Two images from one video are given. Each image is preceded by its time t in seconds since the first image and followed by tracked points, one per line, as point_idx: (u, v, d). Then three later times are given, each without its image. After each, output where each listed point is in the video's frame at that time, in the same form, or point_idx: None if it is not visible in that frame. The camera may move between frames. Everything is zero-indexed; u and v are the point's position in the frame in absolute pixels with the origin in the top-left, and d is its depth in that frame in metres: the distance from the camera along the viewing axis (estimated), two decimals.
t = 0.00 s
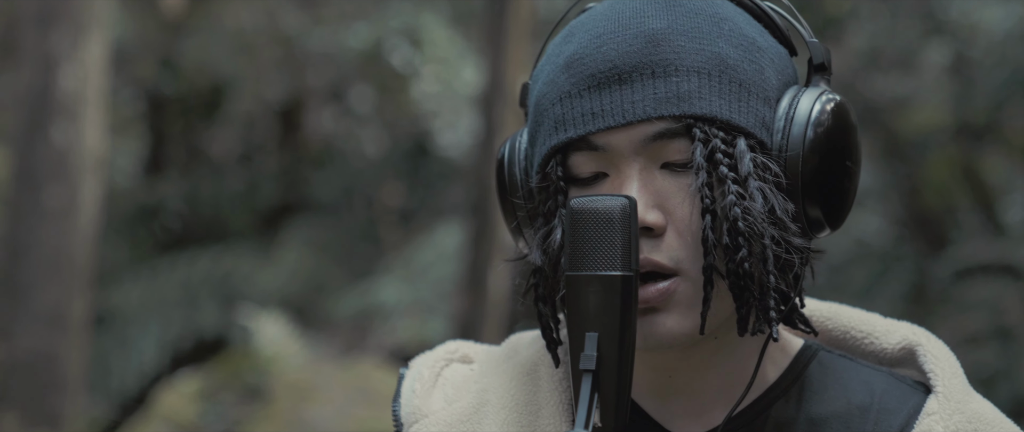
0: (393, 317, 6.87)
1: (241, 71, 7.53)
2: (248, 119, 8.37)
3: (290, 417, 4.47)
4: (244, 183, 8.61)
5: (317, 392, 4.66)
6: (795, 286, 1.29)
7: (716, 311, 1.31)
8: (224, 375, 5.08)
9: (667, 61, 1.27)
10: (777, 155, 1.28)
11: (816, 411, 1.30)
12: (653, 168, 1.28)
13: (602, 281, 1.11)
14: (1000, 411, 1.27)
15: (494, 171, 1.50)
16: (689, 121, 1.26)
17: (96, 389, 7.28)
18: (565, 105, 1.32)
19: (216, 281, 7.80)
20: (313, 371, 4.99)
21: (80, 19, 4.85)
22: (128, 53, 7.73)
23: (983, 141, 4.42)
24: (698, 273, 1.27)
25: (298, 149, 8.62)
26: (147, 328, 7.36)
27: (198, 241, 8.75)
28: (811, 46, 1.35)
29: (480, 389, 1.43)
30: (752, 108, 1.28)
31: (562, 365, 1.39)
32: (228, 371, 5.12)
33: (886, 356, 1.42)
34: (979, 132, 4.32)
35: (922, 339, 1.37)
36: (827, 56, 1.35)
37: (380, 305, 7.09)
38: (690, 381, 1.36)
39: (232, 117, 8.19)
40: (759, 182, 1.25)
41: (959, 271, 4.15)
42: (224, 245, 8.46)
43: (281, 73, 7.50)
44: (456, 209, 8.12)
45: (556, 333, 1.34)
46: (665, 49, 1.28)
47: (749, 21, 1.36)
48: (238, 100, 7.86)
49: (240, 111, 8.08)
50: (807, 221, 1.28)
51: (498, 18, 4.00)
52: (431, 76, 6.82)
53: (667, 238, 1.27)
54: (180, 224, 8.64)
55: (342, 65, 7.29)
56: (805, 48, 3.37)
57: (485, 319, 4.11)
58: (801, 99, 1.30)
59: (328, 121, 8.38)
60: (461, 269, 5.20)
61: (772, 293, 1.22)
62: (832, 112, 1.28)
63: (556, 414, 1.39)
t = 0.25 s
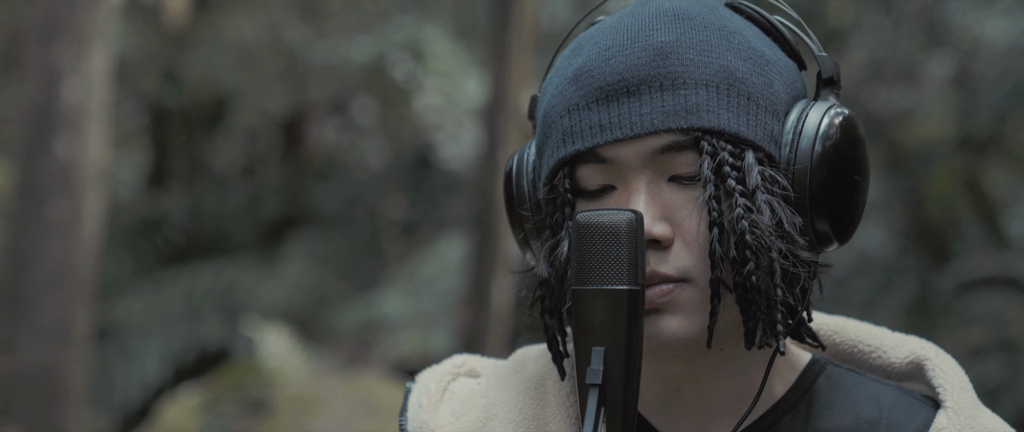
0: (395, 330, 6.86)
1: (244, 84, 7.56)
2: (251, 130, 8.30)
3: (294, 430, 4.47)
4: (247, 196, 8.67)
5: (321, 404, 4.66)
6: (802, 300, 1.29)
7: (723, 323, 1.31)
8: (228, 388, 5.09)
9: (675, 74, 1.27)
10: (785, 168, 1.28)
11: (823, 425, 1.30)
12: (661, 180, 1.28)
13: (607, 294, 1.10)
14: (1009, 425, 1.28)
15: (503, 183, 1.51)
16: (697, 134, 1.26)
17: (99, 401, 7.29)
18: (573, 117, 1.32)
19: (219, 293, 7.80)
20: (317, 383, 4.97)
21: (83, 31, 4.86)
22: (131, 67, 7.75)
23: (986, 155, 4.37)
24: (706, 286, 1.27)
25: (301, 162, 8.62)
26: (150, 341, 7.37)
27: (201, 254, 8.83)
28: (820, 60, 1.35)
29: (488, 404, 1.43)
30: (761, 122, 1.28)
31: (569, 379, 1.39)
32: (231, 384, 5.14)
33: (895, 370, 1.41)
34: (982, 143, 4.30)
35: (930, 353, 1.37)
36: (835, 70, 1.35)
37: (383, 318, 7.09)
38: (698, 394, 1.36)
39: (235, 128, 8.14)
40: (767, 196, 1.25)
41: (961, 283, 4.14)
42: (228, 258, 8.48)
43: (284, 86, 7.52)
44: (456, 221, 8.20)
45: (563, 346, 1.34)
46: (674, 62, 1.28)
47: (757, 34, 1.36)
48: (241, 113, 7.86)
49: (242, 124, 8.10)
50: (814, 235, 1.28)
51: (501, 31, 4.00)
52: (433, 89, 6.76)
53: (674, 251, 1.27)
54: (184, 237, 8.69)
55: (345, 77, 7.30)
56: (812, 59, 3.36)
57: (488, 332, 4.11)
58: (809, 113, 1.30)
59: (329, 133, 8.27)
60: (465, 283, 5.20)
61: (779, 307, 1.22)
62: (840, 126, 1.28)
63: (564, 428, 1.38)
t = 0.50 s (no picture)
0: (396, 331, 6.86)
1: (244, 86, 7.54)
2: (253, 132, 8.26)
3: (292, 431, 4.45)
4: (248, 198, 8.65)
5: (320, 405, 4.64)
6: (807, 293, 1.28)
7: (728, 316, 1.30)
8: (227, 389, 5.06)
9: (680, 65, 1.26)
10: (791, 160, 1.27)
11: (828, 421, 1.29)
12: (666, 172, 1.27)
13: (609, 286, 1.09)
14: (1015, 422, 1.27)
15: (504, 176, 1.49)
16: (703, 125, 1.25)
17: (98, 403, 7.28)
18: (578, 108, 1.31)
19: (220, 296, 7.79)
20: (318, 385, 4.94)
21: (82, 33, 4.86)
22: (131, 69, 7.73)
23: (987, 155, 4.38)
24: (711, 278, 1.26)
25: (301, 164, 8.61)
26: (149, 343, 7.35)
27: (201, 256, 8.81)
28: (826, 53, 1.34)
29: (489, 398, 1.42)
30: (766, 113, 1.27)
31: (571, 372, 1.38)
32: (231, 385, 5.13)
33: (899, 365, 1.41)
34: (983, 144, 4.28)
35: (935, 349, 1.36)
36: (841, 62, 1.34)
37: (383, 320, 7.10)
38: (702, 388, 1.35)
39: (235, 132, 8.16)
40: (773, 187, 1.24)
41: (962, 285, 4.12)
42: (228, 260, 8.47)
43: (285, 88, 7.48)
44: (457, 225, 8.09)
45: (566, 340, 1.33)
46: (679, 52, 1.27)
47: (763, 26, 1.35)
48: (241, 115, 7.83)
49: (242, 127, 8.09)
50: (820, 227, 1.27)
51: (501, 31, 3.98)
52: (433, 91, 6.81)
53: (679, 243, 1.26)
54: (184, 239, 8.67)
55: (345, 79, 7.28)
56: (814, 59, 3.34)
57: (488, 333, 4.09)
58: (815, 105, 1.29)
59: (329, 135, 8.19)
60: (465, 284, 5.19)
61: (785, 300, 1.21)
62: (846, 118, 1.27)
63: (566, 422, 1.38)
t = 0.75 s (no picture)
0: (398, 331, 6.84)
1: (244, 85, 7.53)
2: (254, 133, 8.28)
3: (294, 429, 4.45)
4: (249, 197, 8.63)
5: (322, 405, 4.63)
6: (810, 287, 1.27)
7: (732, 311, 1.29)
8: (228, 388, 5.06)
9: (683, 58, 1.25)
10: (795, 154, 1.26)
11: (833, 418, 1.28)
12: (668, 166, 1.26)
13: (613, 279, 1.09)
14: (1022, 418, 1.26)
15: (505, 171, 1.49)
16: (706, 119, 1.25)
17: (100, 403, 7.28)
18: (579, 102, 1.30)
19: (221, 296, 7.78)
20: (318, 385, 4.93)
21: (82, 31, 4.84)
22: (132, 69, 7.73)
23: (989, 155, 4.35)
24: (714, 273, 1.25)
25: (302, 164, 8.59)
26: (149, 343, 7.35)
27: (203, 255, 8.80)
28: (828, 45, 1.33)
29: (490, 394, 1.42)
30: (769, 106, 1.26)
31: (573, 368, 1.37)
32: (232, 384, 5.12)
33: (903, 361, 1.40)
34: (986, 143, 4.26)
35: (939, 344, 1.35)
36: (844, 55, 1.33)
37: (384, 320, 7.07)
38: (705, 384, 1.34)
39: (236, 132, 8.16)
40: (776, 181, 1.23)
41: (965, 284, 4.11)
42: (229, 260, 8.46)
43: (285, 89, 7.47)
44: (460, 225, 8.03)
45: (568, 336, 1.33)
46: (681, 45, 1.26)
47: (765, 19, 1.34)
48: (241, 114, 7.82)
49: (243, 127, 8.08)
50: (824, 221, 1.26)
51: (503, 30, 3.97)
52: (434, 91, 6.79)
53: (682, 238, 1.25)
54: (186, 239, 8.67)
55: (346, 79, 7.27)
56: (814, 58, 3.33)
57: (489, 332, 4.08)
58: (818, 97, 1.28)
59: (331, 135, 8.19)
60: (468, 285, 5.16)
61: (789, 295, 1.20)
62: (850, 111, 1.26)
63: (569, 418, 1.37)
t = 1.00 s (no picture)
0: (400, 335, 6.84)
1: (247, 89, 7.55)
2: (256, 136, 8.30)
3: None
4: (252, 200, 8.63)
5: (324, 408, 4.62)
6: (812, 297, 1.27)
7: (734, 322, 1.29)
8: (230, 392, 5.06)
9: (681, 70, 1.25)
10: (795, 164, 1.26)
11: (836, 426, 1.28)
12: (668, 178, 1.26)
13: (614, 288, 1.08)
14: None
15: (505, 180, 1.49)
16: (705, 131, 1.24)
17: (103, 407, 7.29)
18: (577, 115, 1.30)
19: (224, 300, 7.79)
20: (319, 389, 4.91)
21: (85, 36, 4.85)
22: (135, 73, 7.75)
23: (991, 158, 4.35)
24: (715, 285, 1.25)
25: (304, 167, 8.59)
26: (152, 346, 7.35)
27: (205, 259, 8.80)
28: (828, 51, 1.33)
29: (492, 401, 1.41)
30: (769, 117, 1.26)
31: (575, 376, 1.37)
32: (235, 388, 5.13)
33: (906, 368, 1.39)
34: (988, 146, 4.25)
35: (942, 351, 1.35)
36: (844, 61, 1.33)
37: (387, 324, 7.06)
38: (706, 392, 1.34)
39: (238, 135, 8.19)
40: (777, 193, 1.23)
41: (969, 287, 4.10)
42: (232, 264, 8.46)
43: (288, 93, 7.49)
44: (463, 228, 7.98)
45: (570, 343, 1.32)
46: (679, 57, 1.26)
47: (763, 26, 1.33)
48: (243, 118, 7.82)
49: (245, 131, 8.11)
50: (825, 230, 1.26)
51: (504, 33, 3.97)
52: (436, 95, 6.80)
53: (683, 250, 1.25)
54: (189, 242, 8.67)
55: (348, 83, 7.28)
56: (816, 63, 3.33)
57: (491, 335, 4.08)
58: (818, 105, 1.28)
59: (333, 140, 8.20)
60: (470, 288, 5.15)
61: (790, 305, 1.20)
62: (850, 119, 1.26)
63: (570, 425, 1.37)
